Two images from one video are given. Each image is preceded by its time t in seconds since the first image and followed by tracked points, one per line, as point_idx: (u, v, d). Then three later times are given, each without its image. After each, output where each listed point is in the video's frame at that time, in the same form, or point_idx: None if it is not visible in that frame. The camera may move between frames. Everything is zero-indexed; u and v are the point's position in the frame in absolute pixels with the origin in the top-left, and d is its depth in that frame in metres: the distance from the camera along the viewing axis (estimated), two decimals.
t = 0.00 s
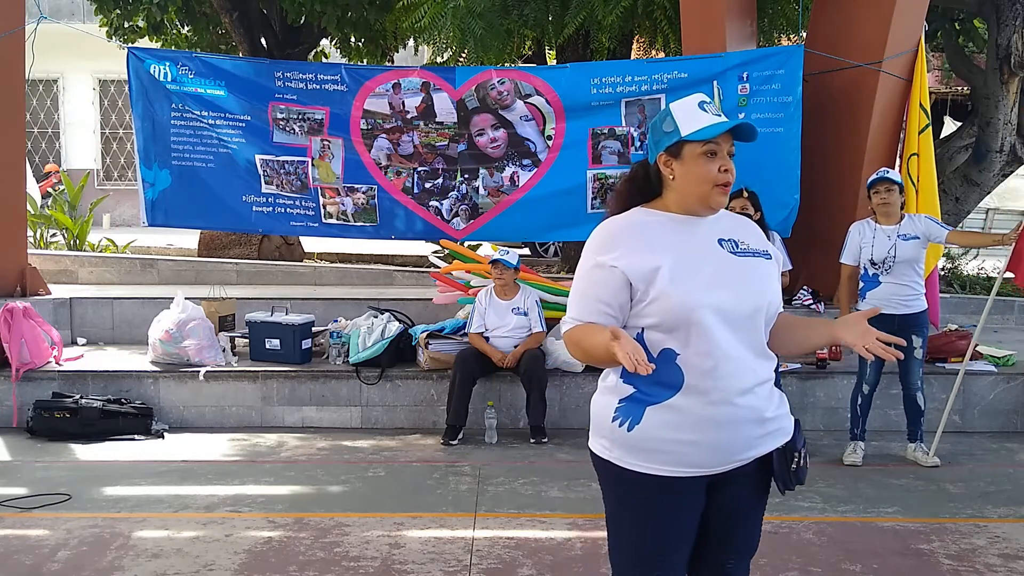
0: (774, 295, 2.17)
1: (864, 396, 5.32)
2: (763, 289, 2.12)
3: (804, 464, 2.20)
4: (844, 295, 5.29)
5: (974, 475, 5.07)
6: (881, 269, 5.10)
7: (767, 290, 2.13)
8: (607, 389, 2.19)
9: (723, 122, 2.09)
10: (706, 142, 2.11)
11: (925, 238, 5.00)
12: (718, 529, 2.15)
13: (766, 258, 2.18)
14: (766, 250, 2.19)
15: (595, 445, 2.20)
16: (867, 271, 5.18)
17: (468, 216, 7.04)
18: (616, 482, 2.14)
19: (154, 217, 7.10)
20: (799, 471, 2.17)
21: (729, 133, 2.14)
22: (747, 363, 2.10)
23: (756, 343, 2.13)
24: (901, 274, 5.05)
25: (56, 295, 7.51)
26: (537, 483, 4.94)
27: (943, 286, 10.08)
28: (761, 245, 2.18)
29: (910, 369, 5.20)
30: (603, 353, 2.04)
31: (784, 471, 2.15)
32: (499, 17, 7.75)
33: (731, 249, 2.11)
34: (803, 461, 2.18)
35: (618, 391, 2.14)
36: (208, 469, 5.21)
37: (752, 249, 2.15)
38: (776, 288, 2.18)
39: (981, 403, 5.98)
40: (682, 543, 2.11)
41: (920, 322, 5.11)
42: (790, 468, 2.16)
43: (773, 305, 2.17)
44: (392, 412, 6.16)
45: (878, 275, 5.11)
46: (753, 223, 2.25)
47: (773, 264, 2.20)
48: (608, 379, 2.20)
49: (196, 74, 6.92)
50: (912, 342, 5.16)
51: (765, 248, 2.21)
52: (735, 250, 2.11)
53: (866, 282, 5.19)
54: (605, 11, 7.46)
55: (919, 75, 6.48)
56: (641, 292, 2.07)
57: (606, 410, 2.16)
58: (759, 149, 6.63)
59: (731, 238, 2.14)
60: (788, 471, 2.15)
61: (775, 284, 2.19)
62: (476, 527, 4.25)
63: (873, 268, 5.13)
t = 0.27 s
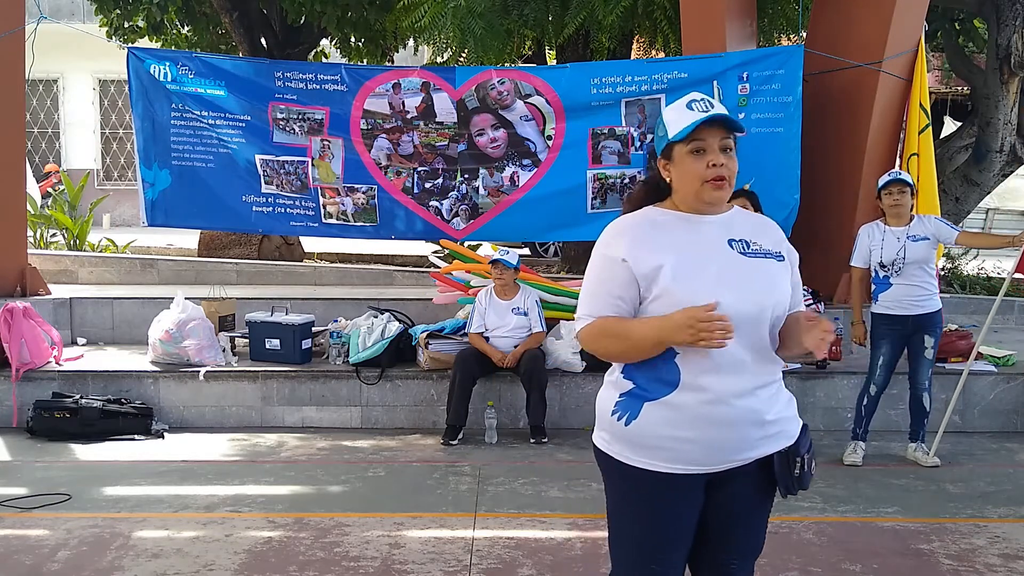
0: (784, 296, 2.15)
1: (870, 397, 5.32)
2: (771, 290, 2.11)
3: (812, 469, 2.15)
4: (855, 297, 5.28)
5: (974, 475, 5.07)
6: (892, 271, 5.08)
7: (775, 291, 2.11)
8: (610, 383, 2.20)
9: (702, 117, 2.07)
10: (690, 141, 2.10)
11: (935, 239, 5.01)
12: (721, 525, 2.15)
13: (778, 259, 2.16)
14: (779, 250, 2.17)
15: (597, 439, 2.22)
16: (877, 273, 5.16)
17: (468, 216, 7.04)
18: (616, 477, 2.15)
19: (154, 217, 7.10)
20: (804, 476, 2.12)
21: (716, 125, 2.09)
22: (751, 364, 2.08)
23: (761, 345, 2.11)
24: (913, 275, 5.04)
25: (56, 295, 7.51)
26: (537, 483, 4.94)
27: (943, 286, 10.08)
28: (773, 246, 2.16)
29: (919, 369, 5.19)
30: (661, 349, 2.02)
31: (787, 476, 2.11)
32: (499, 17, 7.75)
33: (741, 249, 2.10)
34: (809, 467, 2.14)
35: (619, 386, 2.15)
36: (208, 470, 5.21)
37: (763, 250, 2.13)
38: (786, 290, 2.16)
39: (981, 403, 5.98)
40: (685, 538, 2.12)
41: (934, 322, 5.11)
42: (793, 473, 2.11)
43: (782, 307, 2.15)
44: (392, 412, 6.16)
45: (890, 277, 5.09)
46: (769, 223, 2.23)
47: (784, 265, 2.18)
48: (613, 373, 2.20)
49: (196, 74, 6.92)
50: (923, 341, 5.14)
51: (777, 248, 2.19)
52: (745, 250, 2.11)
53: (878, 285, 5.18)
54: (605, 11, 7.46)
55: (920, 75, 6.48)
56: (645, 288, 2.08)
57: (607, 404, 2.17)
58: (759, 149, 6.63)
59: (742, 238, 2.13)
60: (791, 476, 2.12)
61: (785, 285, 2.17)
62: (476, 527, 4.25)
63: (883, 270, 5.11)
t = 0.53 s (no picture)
0: (784, 302, 2.09)
1: (873, 398, 5.30)
2: (766, 295, 2.06)
3: (805, 482, 2.09)
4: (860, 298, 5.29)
5: (974, 475, 5.07)
6: (897, 272, 5.09)
7: (770, 297, 2.06)
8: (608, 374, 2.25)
9: (673, 125, 2.10)
10: (668, 148, 2.15)
11: (939, 239, 5.01)
12: (719, 522, 2.13)
13: (783, 264, 2.11)
14: (786, 255, 2.12)
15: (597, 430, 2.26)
16: (882, 274, 5.17)
17: (468, 216, 7.04)
18: (611, 473, 2.17)
19: (154, 217, 7.10)
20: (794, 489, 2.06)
21: (690, 130, 2.10)
22: (735, 367, 2.05)
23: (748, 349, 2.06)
24: (917, 276, 5.04)
25: (56, 295, 7.50)
26: (537, 483, 4.94)
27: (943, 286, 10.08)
28: (779, 251, 2.11)
29: (922, 368, 5.18)
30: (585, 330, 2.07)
31: (776, 488, 2.07)
32: (499, 16, 7.75)
33: (740, 251, 2.07)
34: (801, 479, 2.08)
35: (612, 377, 2.20)
36: (208, 470, 5.21)
37: (764, 254, 2.09)
38: (788, 296, 2.10)
39: (981, 403, 5.98)
40: (681, 538, 2.12)
41: (938, 322, 5.10)
42: (782, 486, 2.06)
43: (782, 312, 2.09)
44: (392, 412, 6.16)
45: (894, 278, 5.10)
46: (785, 228, 2.16)
47: (789, 270, 2.13)
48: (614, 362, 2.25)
49: (196, 74, 6.92)
50: (927, 342, 5.14)
51: (785, 252, 2.13)
52: (744, 253, 2.07)
53: (882, 286, 5.18)
54: (605, 11, 7.46)
55: (920, 75, 6.48)
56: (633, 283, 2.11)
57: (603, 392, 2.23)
58: (759, 149, 6.64)
59: (744, 241, 2.09)
60: (780, 488, 2.06)
61: (788, 292, 2.11)
62: (476, 528, 4.25)
63: (888, 271, 5.12)
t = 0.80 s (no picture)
0: (762, 306, 2.01)
1: (869, 397, 5.31)
2: (738, 298, 2.00)
3: (778, 492, 2.02)
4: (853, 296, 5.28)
5: (974, 475, 5.06)
6: (891, 270, 5.08)
7: (744, 299, 2.00)
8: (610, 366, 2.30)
9: (662, 128, 2.09)
10: (661, 150, 2.14)
11: (935, 240, 5.01)
12: (703, 527, 2.09)
13: (766, 267, 2.03)
14: (772, 259, 2.03)
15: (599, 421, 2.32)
16: (876, 272, 5.16)
17: (468, 216, 7.04)
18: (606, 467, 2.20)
19: (155, 217, 7.10)
20: (763, 497, 2.00)
21: (679, 133, 2.08)
22: (700, 367, 2.03)
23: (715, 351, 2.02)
24: (911, 275, 5.04)
25: (56, 295, 7.51)
26: (537, 483, 4.94)
27: (943, 286, 10.08)
28: (765, 254, 2.03)
29: (917, 368, 5.18)
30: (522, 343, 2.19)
31: (744, 494, 2.01)
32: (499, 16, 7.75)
33: (723, 252, 2.04)
34: (772, 488, 2.01)
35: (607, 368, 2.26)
36: (208, 469, 5.21)
37: (749, 257, 2.03)
38: (768, 300, 2.02)
39: (981, 403, 5.98)
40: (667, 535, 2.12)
41: (930, 322, 5.10)
42: (750, 493, 2.01)
43: (759, 316, 2.02)
44: (392, 411, 6.17)
45: (888, 277, 5.09)
46: (784, 232, 2.07)
47: (774, 276, 2.04)
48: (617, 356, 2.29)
49: (196, 74, 6.92)
50: (920, 341, 5.14)
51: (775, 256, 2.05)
52: (727, 255, 2.03)
53: (875, 284, 5.17)
54: (605, 11, 7.46)
55: (920, 75, 6.49)
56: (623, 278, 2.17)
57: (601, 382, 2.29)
58: (759, 149, 6.63)
59: (731, 242, 2.05)
60: (749, 496, 2.00)
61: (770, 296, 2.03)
62: (476, 527, 4.25)
63: (883, 269, 5.11)
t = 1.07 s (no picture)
0: (731, 305, 2.00)
1: (862, 396, 5.31)
2: (706, 296, 2.00)
3: (743, 495, 1.98)
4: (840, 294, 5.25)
5: (974, 475, 5.07)
6: (882, 269, 5.07)
7: (711, 297, 2.00)
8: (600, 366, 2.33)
9: (640, 128, 2.07)
10: (640, 149, 2.12)
11: (925, 240, 5.04)
12: (682, 528, 2.08)
13: (736, 266, 2.01)
14: (744, 258, 2.02)
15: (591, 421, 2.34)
16: (865, 270, 5.14)
17: (468, 216, 7.04)
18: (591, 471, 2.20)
19: (155, 217, 7.10)
20: (729, 499, 1.98)
21: (658, 134, 2.06)
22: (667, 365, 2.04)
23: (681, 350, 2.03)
24: (901, 275, 5.05)
25: (55, 295, 7.50)
26: (537, 483, 4.94)
27: (944, 286, 10.08)
28: (737, 253, 2.02)
29: (908, 369, 5.17)
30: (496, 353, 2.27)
31: (711, 496, 1.99)
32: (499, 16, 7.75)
33: (697, 251, 2.04)
34: (737, 492, 1.98)
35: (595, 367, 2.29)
36: (208, 469, 5.21)
37: (721, 256, 2.02)
38: (738, 299, 2.01)
39: (981, 403, 5.98)
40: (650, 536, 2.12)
41: (917, 322, 5.12)
42: (716, 494, 1.99)
43: (728, 314, 2.01)
44: (391, 411, 6.17)
45: (877, 275, 5.09)
46: (761, 231, 2.05)
47: (744, 275, 2.02)
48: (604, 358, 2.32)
49: (196, 74, 6.92)
50: (908, 342, 5.15)
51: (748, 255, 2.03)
52: (701, 253, 2.03)
53: (863, 282, 5.16)
54: (605, 11, 7.46)
55: (920, 75, 6.49)
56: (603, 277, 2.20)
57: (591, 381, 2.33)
58: (759, 149, 6.63)
59: (705, 241, 2.05)
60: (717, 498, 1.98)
61: (740, 295, 2.01)
62: (476, 527, 4.25)
63: (873, 267, 5.10)
